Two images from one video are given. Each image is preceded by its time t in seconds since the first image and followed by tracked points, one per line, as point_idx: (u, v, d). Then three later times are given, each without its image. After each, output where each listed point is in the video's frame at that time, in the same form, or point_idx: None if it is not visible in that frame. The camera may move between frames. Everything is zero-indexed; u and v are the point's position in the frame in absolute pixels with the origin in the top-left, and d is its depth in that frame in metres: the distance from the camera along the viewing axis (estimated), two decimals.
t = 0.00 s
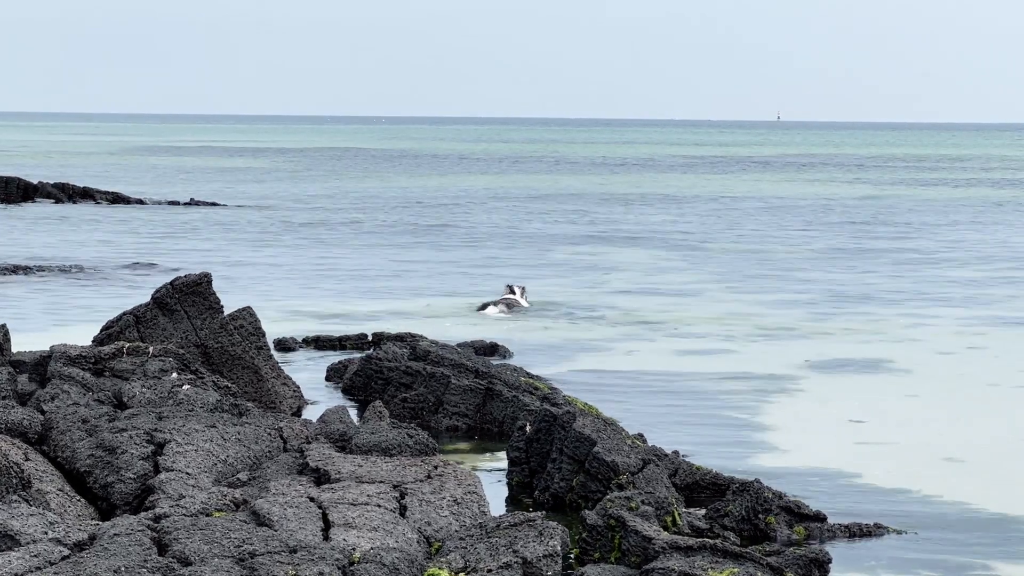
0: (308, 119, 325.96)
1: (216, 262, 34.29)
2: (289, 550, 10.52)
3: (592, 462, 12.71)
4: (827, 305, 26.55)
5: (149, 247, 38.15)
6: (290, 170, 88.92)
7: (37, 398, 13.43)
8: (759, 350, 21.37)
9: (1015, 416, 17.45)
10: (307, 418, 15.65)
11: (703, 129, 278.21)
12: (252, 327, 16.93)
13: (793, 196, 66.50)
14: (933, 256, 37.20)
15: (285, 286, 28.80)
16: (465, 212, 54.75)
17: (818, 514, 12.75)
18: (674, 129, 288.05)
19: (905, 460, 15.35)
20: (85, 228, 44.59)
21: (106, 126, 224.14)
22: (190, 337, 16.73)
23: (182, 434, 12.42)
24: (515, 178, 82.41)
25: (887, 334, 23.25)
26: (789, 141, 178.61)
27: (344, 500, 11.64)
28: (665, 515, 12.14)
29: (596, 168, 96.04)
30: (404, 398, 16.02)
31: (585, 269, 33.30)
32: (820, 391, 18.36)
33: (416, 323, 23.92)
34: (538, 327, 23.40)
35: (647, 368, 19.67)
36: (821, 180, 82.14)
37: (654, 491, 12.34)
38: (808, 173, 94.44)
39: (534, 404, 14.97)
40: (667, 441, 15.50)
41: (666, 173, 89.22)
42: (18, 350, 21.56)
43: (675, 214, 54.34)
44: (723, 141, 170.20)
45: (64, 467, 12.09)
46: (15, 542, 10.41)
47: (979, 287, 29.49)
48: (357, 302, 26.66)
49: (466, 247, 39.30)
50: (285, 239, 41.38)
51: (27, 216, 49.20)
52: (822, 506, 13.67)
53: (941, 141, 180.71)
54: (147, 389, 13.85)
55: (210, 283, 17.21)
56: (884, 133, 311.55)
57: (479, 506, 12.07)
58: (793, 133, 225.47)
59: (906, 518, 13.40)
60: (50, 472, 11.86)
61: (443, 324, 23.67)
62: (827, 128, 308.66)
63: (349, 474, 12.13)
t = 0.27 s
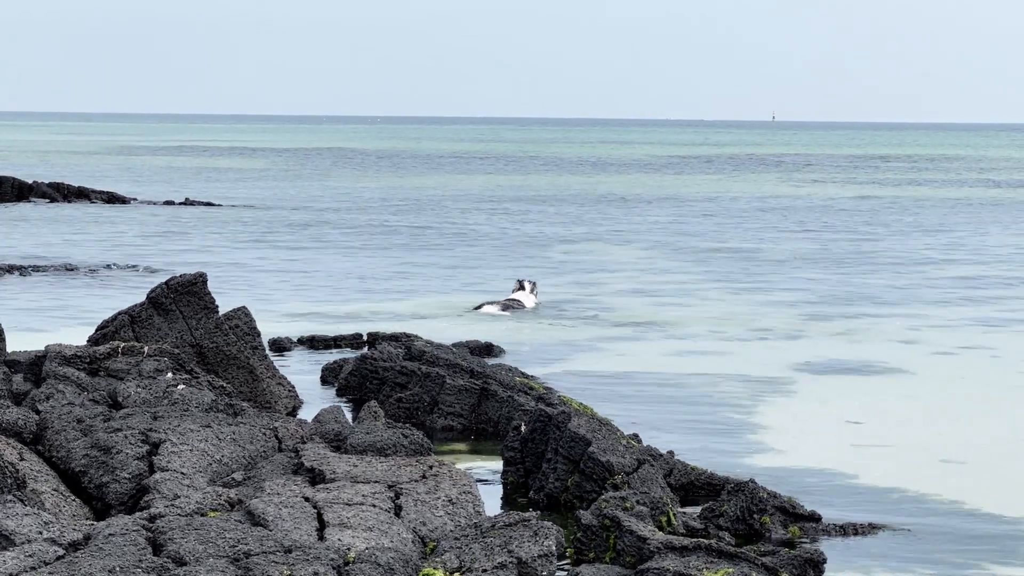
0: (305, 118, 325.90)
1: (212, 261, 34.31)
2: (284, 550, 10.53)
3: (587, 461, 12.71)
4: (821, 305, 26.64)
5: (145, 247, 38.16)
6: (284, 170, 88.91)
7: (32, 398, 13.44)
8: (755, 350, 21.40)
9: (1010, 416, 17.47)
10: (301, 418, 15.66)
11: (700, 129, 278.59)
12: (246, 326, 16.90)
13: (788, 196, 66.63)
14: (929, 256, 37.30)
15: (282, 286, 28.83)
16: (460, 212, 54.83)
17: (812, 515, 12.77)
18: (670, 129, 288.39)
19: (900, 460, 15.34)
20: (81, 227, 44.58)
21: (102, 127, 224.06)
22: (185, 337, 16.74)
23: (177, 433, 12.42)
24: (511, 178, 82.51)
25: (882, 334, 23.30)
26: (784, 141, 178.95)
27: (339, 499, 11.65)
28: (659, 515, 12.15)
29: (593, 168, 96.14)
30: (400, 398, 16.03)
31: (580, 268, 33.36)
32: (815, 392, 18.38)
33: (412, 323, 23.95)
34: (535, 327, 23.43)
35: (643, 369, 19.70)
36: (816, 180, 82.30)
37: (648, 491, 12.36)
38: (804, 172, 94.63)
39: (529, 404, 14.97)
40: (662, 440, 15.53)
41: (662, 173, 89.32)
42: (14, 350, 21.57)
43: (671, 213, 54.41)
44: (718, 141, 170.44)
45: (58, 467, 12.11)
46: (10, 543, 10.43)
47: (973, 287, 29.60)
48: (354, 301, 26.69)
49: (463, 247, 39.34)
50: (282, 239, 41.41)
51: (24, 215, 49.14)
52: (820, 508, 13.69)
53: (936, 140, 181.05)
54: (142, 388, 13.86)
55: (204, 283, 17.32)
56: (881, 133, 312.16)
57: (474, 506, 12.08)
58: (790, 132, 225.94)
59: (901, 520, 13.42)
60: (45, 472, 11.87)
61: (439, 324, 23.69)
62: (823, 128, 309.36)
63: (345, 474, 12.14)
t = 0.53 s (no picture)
0: (293, 117, 325.54)
1: (202, 261, 34.27)
2: (276, 550, 10.51)
3: (579, 461, 12.71)
4: (811, 305, 26.67)
5: (136, 246, 38.08)
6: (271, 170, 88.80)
7: (23, 398, 13.42)
8: (746, 350, 21.40)
9: (1000, 416, 17.50)
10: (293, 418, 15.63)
11: (688, 129, 278.62)
12: (238, 326, 16.88)
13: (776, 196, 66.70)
14: (919, 256, 37.37)
15: (274, 286, 28.78)
16: (449, 211, 54.82)
17: (804, 514, 12.77)
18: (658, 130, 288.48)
19: (891, 461, 15.35)
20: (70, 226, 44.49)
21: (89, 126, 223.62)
22: (176, 337, 16.72)
23: (169, 433, 12.40)
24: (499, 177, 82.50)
25: (873, 334, 23.33)
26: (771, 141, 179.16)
27: (330, 499, 11.63)
28: (651, 515, 12.15)
29: (582, 168, 96.18)
30: (391, 398, 16.01)
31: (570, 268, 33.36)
32: (806, 392, 18.37)
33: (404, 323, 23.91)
34: (528, 327, 23.42)
35: (636, 369, 19.70)
36: (803, 180, 82.41)
37: (640, 491, 12.37)
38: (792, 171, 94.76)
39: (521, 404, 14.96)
40: (655, 440, 15.53)
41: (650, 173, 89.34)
42: (4, 349, 21.51)
43: (660, 214, 54.43)
44: (704, 141, 170.62)
45: (50, 467, 12.08)
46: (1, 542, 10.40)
47: (963, 288, 29.67)
48: (345, 301, 26.67)
49: (453, 247, 39.32)
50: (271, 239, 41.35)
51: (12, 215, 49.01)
52: (811, 508, 13.69)
53: (922, 141, 181.42)
54: (134, 388, 13.84)
55: (196, 283, 17.15)
56: (870, 132, 312.65)
57: (466, 506, 12.07)
58: (779, 133, 226.34)
59: (893, 520, 13.43)
60: (36, 472, 11.85)
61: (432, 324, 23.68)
62: (810, 129, 309.61)
63: (336, 474, 12.13)
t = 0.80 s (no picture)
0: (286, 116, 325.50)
1: (191, 261, 34.23)
2: (264, 550, 10.52)
3: (567, 461, 12.72)
4: (800, 306, 26.71)
5: (125, 246, 38.03)
6: (259, 169, 88.70)
7: (11, 398, 13.41)
8: (735, 350, 21.41)
9: (991, 417, 17.52)
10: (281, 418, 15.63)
11: (679, 129, 278.53)
12: (227, 326, 16.79)
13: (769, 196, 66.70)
14: (912, 257, 37.42)
15: (267, 286, 28.74)
16: (438, 211, 54.81)
17: (793, 514, 12.78)
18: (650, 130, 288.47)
19: (880, 461, 15.35)
20: (58, 227, 44.42)
21: (80, 125, 223.29)
22: (165, 337, 16.71)
23: (157, 433, 12.41)
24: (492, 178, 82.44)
25: (864, 335, 23.34)
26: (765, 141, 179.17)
27: (319, 499, 11.64)
28: (640, 515, 12.17)
29: (574, 168, 96.15)
30: (380, 397, 16.01)
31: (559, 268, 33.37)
32: (796, 393, 18.37)
33: (397, 323, 23.88)
34: (517, 327, 23.42)
35: (625, 368, 19.70)
36: (795, 180, 82.48)
37: (629, 491, 12.38)
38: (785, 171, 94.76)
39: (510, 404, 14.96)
40: (645, 440, 15.53)
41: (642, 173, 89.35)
42: None
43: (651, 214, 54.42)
44: (696, 141, 170.59)
45: (38, 467, 12.08)
46: None
47: (951, 288, 29.73)
48: (334, 301, 26.66)
49: (446, 247, 39.28)
50: (261, 239, 41.32)
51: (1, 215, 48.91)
52: (799, 509, 13.71)
53: (916, 141, 181.57)
54: (122, 388, 13.84)
55: (185, 283, 17.35)
56: (865, 130, 312.75)
57: (455, 506, 12.08)
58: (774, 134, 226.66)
59: (882, 520, 13.45)
60: (25, 472, 11.84)
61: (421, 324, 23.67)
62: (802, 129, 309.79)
63: (325, 473, 12.13)
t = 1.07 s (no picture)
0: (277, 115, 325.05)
1: (178, 260, 34.17)
2: (249, 549, 10.52)
3: (553, 461, 12.73)
4: (787, 306, 26.71)
5: (113, 246, 37.95)
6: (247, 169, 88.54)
7: None
8: (721, 350, 21.41)
9: (977, 417, 17.55)
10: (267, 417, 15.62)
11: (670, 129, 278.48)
12: (213, 325, 16.77)
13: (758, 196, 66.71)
14: (900, 257, 37.45)
15: (254, 285, 28.71)
16: (426, 211, 54.76)
17: (778, 514, 12.80)
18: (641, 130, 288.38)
19: (867, 461, 15.37)
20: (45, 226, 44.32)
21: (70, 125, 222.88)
22: (150, 336, 16.71)
23: (142, 432, 12.41)
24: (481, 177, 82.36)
25: (851, 334, 23.35)
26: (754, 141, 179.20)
27: (304, 499, 11.64)
28: (626, 515, 12.19)
29: (564, 168, 96.10)
30: (365, 397, 16.01)
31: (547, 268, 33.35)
32: (782, 393, 18.38)
33: (383, 323, 23.86)
34: (505, 327, 23.39)
35: (612, 369, 19.69)
36: (784, 180, 82.50)
37: (614, 491, 12.39)
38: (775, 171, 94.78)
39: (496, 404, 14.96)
40: (631, 440, 15.54)
41: (632, 173, 89.29)
42: None
43: (640, 214, 54.39)
44: (686, 141, 170.53)
45: (23, 466, 12.08)
46: None
47: (938, 288, 29.75)
48: (322, 301, 26.62)
49: (434, 247, 39.24)
50: (249, 238, 41.25)
51: None
52: (784, 509, 13.72)
53: (906, 141, 181.67)
54: (107, 388, 13.84)
55: (171, 282, 17.47)
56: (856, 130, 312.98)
57: (440, 506, 12.09)
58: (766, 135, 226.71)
59: (867, 520, 13.47)
60: (10, 471, 11.84)
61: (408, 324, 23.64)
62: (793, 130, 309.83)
63: (310, 473, 12.14)
